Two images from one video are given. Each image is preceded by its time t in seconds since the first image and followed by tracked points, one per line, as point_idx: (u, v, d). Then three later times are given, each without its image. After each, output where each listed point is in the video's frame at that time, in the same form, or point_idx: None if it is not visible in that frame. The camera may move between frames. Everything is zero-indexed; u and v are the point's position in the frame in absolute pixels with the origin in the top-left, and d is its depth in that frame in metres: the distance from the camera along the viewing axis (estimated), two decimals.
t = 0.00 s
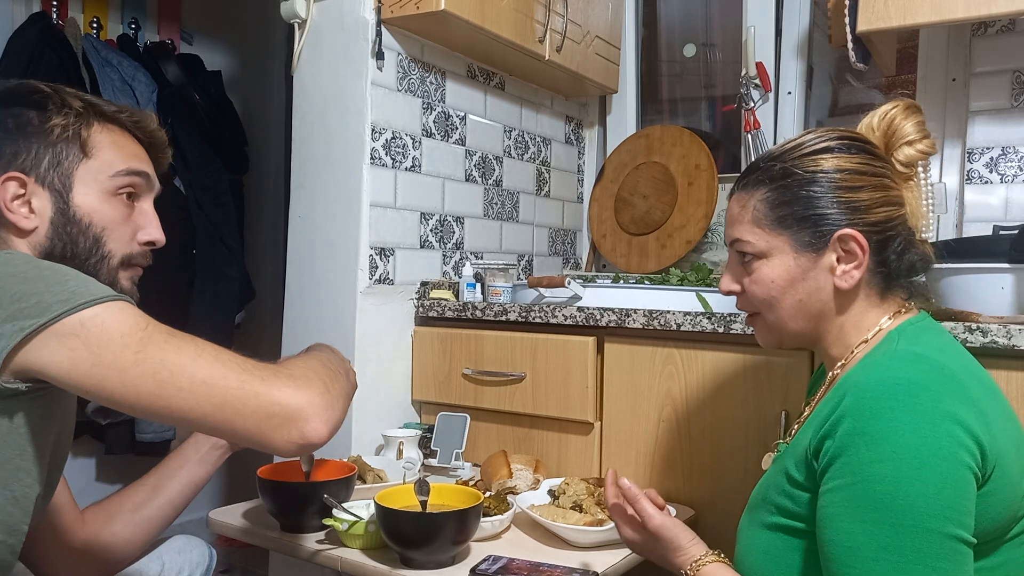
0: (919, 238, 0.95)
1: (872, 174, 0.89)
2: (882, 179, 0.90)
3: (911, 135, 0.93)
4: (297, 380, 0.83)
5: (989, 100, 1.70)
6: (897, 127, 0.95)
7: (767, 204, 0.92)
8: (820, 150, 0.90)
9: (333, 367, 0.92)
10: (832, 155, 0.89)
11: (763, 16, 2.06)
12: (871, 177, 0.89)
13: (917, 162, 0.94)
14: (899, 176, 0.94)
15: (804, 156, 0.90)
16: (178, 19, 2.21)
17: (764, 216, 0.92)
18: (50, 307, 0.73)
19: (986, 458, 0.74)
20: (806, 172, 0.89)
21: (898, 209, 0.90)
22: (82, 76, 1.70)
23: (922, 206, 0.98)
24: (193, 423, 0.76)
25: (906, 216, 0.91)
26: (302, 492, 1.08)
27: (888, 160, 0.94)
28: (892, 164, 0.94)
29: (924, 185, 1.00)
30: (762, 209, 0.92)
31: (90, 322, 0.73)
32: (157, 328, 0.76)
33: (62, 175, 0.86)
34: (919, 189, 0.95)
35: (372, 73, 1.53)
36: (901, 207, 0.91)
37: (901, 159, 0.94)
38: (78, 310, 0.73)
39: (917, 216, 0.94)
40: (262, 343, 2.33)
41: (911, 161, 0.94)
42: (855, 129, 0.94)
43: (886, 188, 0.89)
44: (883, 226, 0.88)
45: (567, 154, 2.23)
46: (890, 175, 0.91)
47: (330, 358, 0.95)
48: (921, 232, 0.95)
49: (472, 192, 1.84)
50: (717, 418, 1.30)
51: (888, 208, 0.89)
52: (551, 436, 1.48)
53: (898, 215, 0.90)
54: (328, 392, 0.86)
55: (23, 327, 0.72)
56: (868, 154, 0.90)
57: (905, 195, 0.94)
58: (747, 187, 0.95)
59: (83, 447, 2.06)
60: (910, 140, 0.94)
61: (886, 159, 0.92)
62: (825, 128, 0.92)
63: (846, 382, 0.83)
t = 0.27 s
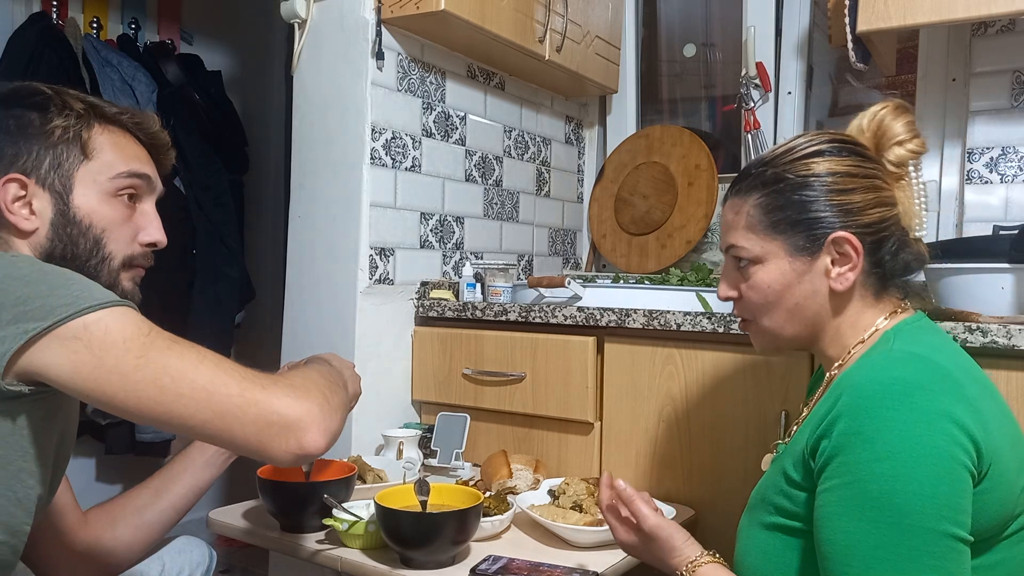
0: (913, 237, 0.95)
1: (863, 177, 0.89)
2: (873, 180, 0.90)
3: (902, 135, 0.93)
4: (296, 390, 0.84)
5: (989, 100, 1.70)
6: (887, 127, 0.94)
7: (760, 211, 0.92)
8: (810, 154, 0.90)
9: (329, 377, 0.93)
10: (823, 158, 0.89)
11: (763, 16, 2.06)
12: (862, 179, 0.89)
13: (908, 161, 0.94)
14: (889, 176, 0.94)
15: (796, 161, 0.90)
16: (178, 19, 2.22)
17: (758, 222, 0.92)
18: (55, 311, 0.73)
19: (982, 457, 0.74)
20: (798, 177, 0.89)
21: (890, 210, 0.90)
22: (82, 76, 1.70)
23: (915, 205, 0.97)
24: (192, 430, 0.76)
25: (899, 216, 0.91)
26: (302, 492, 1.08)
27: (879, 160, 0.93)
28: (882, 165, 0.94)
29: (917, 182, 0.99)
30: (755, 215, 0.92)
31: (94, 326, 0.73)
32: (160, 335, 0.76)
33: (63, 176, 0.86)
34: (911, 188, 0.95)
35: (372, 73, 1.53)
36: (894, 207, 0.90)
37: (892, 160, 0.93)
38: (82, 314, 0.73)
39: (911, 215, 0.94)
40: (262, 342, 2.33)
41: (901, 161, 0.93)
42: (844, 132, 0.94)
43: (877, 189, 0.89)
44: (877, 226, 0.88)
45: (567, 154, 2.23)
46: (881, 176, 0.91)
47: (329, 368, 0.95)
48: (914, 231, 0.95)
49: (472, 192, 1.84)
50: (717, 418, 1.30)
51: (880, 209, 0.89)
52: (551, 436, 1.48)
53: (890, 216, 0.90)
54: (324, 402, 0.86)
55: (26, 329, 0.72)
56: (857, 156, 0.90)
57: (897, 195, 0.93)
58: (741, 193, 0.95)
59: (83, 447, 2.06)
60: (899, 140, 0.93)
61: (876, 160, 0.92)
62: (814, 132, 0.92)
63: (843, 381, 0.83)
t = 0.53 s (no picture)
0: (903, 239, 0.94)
1: (851, 180, 0.89)
2: (861, 183, 0.90)
3: (889, 138, 0.93)
4: (292, 401, 0.83)
5: (989, 100, 1.70)
6: (875, 129, 0.94)
7: (750, 215, 0.92)
8: (800, 158, 0.90)
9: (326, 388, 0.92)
10: (812, 162, 0.89)
11: (763, 16, 2.06)
12: (850, 182, 0.89)
13: (896, 164, 0.94)
14: (877, 179, 0.94)
15: (786, 164, 0.90)
16: (178, 19, 2.24)
17: (748, 226, 0.92)
18: (55, 314, 0.73)
19: (970, 455, 0.74)
20: (788, 180, 0.89)
21: (879, 212, 0.90)
22: (83, 76, 1.70)
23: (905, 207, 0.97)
24: (186, 439, 0.76)
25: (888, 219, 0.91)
26: (302, 492, 1.08)
27: (867, 163, 0.93)
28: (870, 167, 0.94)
29: (907, 185, 0.99)
30: (745, 220, 0.92)
31: (94, 332, 0.73)
32: (159, 341, 0.76)
33: (65, 178, 0.86)
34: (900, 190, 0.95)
35: (372, 73, 1.53)
36: (883, 209, 0.90)
37: (879, 163, 0.93)
38: (81, 318, 0.73)
39: (900, 217, 0.94)
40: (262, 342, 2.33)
41: (889, 164, 0.93)
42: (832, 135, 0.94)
43: (865, 192, 0.89)
44: (866, 228, 0.88)
45: (567, 154, 2.23)
46: (869, 179, 0.91)
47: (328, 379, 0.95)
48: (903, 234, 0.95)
49: (472, 192, 1.84)
50: (716, 418, 1.30)
51: (868, 212, 0.89)
52: (551, 437, 1.48)
53: (879, 218, 0.90)
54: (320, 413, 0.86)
55: (25, 333, 0.72)
56: (845, 159, 0.90)
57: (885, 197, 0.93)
58: (731, 197, 0.95)
59: (84, 447, 2.06)
60: (887, 143, 0.93)
61: (864, 163, 0.92)
62: (805, 135, 0.92)
63: (831, 381, 0.83)
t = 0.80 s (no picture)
0: (897, 239, 0.94)
1: (844, 182, 0.89)
2: (854, 184, 0.89)
3: (883, 139, 0.93)
4: (279, 418, 0.82)
5: (990, 99, 1.70)
6: (869, 130, 0.94)
7: (744, 217, 0.91)
8: (793, 159, 0.90)
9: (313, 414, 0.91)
10: (806, 163, 0.89)
11: (763, 16, 2.05)
12: (843, 184, 0.89)
13: (890, 165, 0.94)
14: (871, 180, 0.93)
15: (779, 166, 0.90)
16: (177, 18, 2.23)
17: (743, 228, 0.92)
18: (46, 322, 0.72)
19: (965, 455, 0.74)
20: (781, 182, 0.89)
21: (872, 213, 0.89)
22: (82, 76, 1.69)
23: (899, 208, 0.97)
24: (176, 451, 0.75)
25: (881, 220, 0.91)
26: (301, 493, 1.08)
27: (859, 164, 0.93)
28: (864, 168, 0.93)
29: (901, 185, 0.99)
30: (740, 222, 0.92)
31: (84, 340, 0.73)
32: (147, 355, 0.76)
33: (65, 179, 0.85)
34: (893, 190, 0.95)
35: (372, 72, 1.53)
36: (877, 211, 0.90)
37: (873, 164, 0.93)
38: (70, 329, 0.73)
39: (894, 218, 0.93)
40: (261, 342, 2.33)
41: (883, 164, 0.93)
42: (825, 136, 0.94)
43: (858, 194, 0.89)
44: (860, 230, 0.88)
45: (567, 154, 2.23)
46: (862, 180, 0.90)
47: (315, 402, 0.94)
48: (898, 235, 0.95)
49: (472, 191, 1.84)
50: (716, 418, 1.30)
51: (861, 213, 0.88)
52: (551, 437, 1.48)
53: (873, 219, 0.89)
54: (302, 443, 0.84)
55: (16, 338, 0.72)
56: (838, 161, 0.90)
57: (879, 198, 0.93)
58: (725, 200, 0.95)
59: (83, 447, 2.06)
60: (881, 144, 0.93)
61: (858, 164, 0.92)
62: (797, 137, 0.92)
63: (826, 382, 0.82)
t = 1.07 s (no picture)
0: (898, 240, 0.94)
1: (845, 182, 0.89)
2: (855, 184, 0.90)
3: (883, 139, 0.93)
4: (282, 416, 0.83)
5: (990, 99, 1.70)
6: (870, 130, 0.94)
7: (745, 217, 0.92)
8: (794, 160, 0.90)
9: (296, 438, 0.88)
10: (807, 164, 0.89)
11: (763, 16, 2.05)
12: (844, 184, 0.89)
13: (891, 165, 0.94)
14: (872, 179, 0.94)
15: (779, 166, 0.90)
16: (177, 18, 2.25)
17: (743, 228, 0.92)
18: (37, 328, 0.73)
19: (967, 456, 0.74)
20: (782, 183, 0.89)
21: (873, 213, 0.90)
22: (82, 76, 1.70)
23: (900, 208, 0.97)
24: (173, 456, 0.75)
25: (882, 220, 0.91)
26: (301, 492, 1.08)
27: (860, 164, 0.93)
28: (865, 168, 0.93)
29: (902, 185, 0.99)
30: (740, 222, 0.92)
31: (72, 351, 0.73)
32: (135, 371, 0.76)
33: (65, 180, 0.86)
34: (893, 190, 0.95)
35: (372, 73, 1.53)
36: (877, 211, 0.90)
37: (874, 164, 0.93)
38: (60, 338, 0.73)
39: (895, 218, 0.94)
40: (261, 342, 2.33)
41: (884, 164, 0.93)
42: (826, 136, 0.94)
43: (859, 194, 0.89)
44: (860, 230, 0.88)
45: (567, 154, 2.23)
46: (863, 180, 0.91)
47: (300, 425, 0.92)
48: (898, 235, 0.95)
49: (472, 191, 1.84)
50: (717, 418, 1.30)
51: (862, 213, 0.89)
52: (551, 437, 1.48)
53: (874, 219, 0.89)
54: (284, 468, 0.83)
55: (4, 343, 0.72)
56: (839, 161, 0.90)
57: (880, 198, 0.93)
58: (725, 199, 0.95)
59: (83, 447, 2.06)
60: (881, 144, 0.93)
61: (859, 163, 0.92)
62: (798, 136, 0.92)
63: (827, 384, 0.83)
